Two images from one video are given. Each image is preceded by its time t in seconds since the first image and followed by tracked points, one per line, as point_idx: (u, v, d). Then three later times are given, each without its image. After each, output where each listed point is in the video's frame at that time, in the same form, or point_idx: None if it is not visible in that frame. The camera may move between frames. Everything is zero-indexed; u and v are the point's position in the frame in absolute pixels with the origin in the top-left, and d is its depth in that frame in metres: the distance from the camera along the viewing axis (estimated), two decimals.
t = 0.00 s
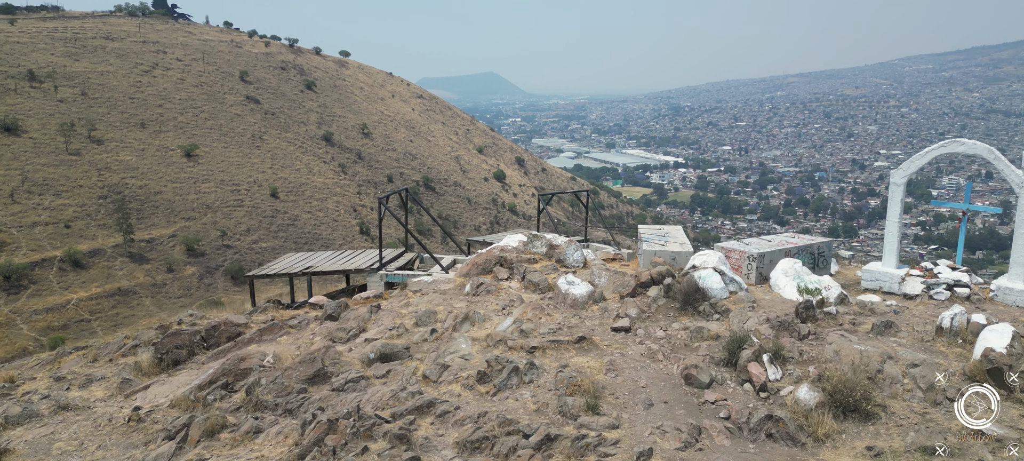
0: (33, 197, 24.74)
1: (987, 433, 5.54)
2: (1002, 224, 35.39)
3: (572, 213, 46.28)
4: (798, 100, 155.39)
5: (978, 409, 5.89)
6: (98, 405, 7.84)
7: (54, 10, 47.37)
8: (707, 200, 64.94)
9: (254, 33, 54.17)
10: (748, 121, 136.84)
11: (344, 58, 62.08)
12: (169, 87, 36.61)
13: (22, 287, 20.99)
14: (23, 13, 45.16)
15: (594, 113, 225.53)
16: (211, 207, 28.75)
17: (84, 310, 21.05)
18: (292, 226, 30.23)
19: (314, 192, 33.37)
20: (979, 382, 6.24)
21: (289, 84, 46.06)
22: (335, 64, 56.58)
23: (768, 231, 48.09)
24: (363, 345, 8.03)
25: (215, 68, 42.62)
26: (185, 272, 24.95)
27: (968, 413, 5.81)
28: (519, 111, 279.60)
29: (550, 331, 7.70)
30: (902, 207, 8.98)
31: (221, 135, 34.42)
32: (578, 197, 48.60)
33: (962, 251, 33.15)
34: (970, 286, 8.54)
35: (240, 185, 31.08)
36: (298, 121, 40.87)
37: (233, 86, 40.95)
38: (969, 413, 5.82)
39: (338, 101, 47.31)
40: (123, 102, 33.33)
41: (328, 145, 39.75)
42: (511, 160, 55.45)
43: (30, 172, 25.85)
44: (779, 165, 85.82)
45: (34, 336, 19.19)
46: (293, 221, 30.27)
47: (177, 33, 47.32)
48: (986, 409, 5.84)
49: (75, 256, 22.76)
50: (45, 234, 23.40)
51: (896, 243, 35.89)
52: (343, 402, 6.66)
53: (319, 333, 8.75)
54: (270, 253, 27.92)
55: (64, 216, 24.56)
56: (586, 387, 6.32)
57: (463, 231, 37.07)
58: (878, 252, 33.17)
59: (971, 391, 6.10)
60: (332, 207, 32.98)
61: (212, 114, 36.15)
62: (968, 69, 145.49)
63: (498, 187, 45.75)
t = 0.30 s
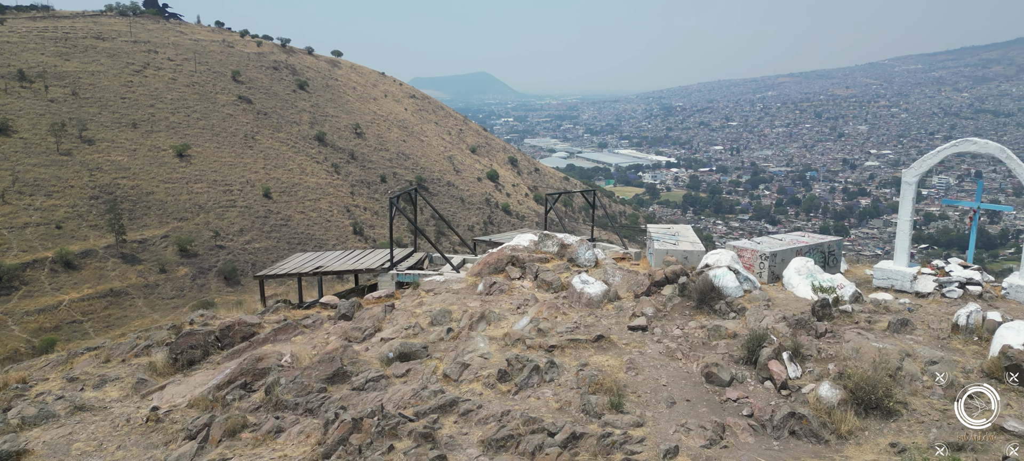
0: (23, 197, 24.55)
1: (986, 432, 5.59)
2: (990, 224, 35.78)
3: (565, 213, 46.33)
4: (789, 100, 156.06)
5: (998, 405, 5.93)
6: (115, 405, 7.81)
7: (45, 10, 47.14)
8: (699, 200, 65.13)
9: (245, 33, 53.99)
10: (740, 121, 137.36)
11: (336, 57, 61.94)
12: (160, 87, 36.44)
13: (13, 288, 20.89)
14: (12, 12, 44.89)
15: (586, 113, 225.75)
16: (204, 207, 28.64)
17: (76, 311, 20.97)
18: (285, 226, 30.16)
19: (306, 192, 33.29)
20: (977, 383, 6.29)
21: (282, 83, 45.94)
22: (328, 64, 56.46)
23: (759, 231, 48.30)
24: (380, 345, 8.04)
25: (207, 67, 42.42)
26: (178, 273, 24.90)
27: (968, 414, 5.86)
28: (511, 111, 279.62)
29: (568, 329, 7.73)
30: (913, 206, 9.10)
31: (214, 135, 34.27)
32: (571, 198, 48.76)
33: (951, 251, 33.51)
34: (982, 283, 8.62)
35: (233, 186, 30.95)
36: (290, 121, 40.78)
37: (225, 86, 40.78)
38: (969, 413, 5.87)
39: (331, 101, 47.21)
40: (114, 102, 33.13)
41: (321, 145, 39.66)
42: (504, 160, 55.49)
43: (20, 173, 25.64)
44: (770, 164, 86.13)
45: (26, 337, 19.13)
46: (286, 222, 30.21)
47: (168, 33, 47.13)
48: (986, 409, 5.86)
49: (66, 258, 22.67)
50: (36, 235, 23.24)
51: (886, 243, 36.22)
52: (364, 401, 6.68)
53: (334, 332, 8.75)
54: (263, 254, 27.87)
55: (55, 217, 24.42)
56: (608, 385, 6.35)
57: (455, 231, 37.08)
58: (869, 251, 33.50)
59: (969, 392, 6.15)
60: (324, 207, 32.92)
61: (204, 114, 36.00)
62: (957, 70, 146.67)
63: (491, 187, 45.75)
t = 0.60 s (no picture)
0: (13, 199, 24.39)
1: (987, 432, 5.62)
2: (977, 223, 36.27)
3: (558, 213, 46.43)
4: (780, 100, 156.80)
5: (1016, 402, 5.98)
6: (130, 406, 7.78)
7: (33, 10, 46.79)
8: (690, 200, 65.34)
9: (236, 33, 53.78)
10: (731, 121, 137.89)
11: (327, 57, 61.78)
12: (151, 87, 36.25)
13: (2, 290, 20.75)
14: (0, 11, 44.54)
15: (578, 113, 225.91)
16: (196, 208, 28.52)
17: (67, 313, 20.86)
18: (278, 227, 30.05)
19: (299, 193, 33.18)
20: (975, 383, 6.30)
21: (273, 84, 45.80)
22: (319, 64, 56.32)
23: (750, 230, 48.53)
24: (397, 344, 8.05)
25: (198, 67, 42.21)
26: (170, 274, 24.79)
27: (968, 414, 5.90)
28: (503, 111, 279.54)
29: (586, 329, 7.75)
30: (925, 204, 9.20)
31: (205, 136, 34.12)
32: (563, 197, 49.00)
33: (939, 249, 33.91)
34: (994, 281, 8.69)
35: (225, 187, 30.82)
36: (282, 121, 40.66)
37: (216, 86, 40.60)
38: (969, 413, 5.92)
39: (322, 101, 47.12)
40: (104, 102, 32.95)
41: (313, 145, 39.54)
42: (496, 160, 55.52)
43: (10, 174, 25.47)
44: (761, 164, 86.49)
45: (16, 339, 19.00)
46: (279, 223, 30.11)
47: (158, 33, 46.91)
48: (985, 409, 5.92)
49: (56, 259, 22.55)
50: (26, 236, 23.08)
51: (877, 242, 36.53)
52: (386, 400, 6.68)
53: (349, 332, 8.76)
54: (256, 255, 27.78)
55: (45, 218, 24.30)
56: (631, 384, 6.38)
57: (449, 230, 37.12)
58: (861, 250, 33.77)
59: (971, 392, 6.19)
60: (317, 208, 32.85)
61: (195, 114, 35.83)
62: (945, 70, 147.94)
63: (484, 188, 45.78)
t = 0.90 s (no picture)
0: None
1: (984, 433, 5.64)
2: (962, 221, 36.87)
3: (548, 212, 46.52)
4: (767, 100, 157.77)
5: None
6: (141, 408, 7.72)
7: (17, 9, 46.29)
8: (679, 200, 65.57)
9: (224, 33, 53.49)
10: (718, 121, 138.58)
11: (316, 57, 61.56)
12: (138, 87, 36.00)
13: None
14: None
15: (566, 114, 226.13)
16: (184, 209, 28.35)
17: (53, 315, 20.67)
18: (268, 228, 29.91)
19: (288, 194, 33.06)
20: (978, 383, 6.35)
21: (261, 84, 45.59)
22: (308, 64, 56.13)
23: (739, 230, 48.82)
24: (408, 344, 8.05)
25: (185, 67, 41.92)
26: (157, 276, 24.62)
27: (968, 414, 5.93)
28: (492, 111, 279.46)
29: (599, 328, 7.78)
30: (931, 203, 9.35)
31: (193, 137, 33.92)
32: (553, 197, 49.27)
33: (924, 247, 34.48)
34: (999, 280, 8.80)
35: (213, 187, 30.63)
36: (270, 122, 40.50)
37: (204, 86, 40.35)
38: (969, 413, 5.93)
39: (311, 101, 46.97)
40: (90, 103, 32.68)
41: (301, 145, 39.39)
42: (486, 160, 55.56)
43: None
44: (749, 164, 86.96)
45: (2, 341, 18.73)
46: (268, 224, 29.99)
47: (145, 32, 46.58)
48: (986, 409, 5.94)
49: (43, 261, 22.34)
50: (13, 238, 22.86)
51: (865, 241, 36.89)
52: (402, 400, 6.66)
53: (359, 333, 8.74)
54: (245, 256, 27.64)
55: (32, 219, 24.09)
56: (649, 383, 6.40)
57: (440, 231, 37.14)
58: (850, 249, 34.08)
59: (970, 392, 6.23)
60: (306, 208, 32.72)
61: (182, 114, 35.60)
62: (930, 70, 149.52)
63: (474, 188, 45.80)
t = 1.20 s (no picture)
0: None
1: (986, 433, 5.67)
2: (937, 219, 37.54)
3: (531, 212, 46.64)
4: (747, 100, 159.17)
5: None
6: (143, 412, 7.63)
7: None
8: (661, 200, 65.92)
9: (203, 33, 52.95)
10: (699, 121, 139.50)
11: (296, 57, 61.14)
12: (115, 88, 35.53)
13: None
14: None
15: (548, 114, 226.39)
16: (163, 210, 28.03)
17: (31, 318, 20.33)
18: (249, 229, 29.66)
19: (269, 196, 32.81)
20: (980, 381, 6.42)
21: (241, 84, 45.21)
22: (288, 64, 55.75)
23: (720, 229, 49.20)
24: (413, 345, 8.04)
25: (164, 67, 41.42)
26: (137, 278, 24.33)
27: (968, 413, 5.98)
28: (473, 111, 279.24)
29: (605, 327, 7.81)
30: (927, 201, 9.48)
31: (172, 137, 33.54)
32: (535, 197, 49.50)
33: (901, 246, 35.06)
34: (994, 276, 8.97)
35: (193, 188, 30.32)
36: (251, 122, 40.16)
37: (183, 86, 39.92)
38: (969, 412, 5.99)
39: (292, 101, 46.67)
40: (67, 103, 32.19)
41: (282, 146, 39.11)
42: (468, 161, 55.52)
43: None
44: (729, 164, 87.65)
45: None
46: (249, 225, 29.75)
47: (122, 32, 45.98)
48: (985, 410, 5.98)
49: (20, 263, 21.99)
50: None
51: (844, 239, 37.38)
52: (412, 401, 6.65)
53: (362, 334, 8.72)
54: (226, 257, 27.38)
55: (8, 222, 23.71)
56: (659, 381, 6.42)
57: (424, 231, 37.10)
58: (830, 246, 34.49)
59: (971, 392, 6.28)
60: (288, 210, 32.49)
61: (161, 115, 35.19)
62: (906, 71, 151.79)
63: (457, 188, 45.75)
